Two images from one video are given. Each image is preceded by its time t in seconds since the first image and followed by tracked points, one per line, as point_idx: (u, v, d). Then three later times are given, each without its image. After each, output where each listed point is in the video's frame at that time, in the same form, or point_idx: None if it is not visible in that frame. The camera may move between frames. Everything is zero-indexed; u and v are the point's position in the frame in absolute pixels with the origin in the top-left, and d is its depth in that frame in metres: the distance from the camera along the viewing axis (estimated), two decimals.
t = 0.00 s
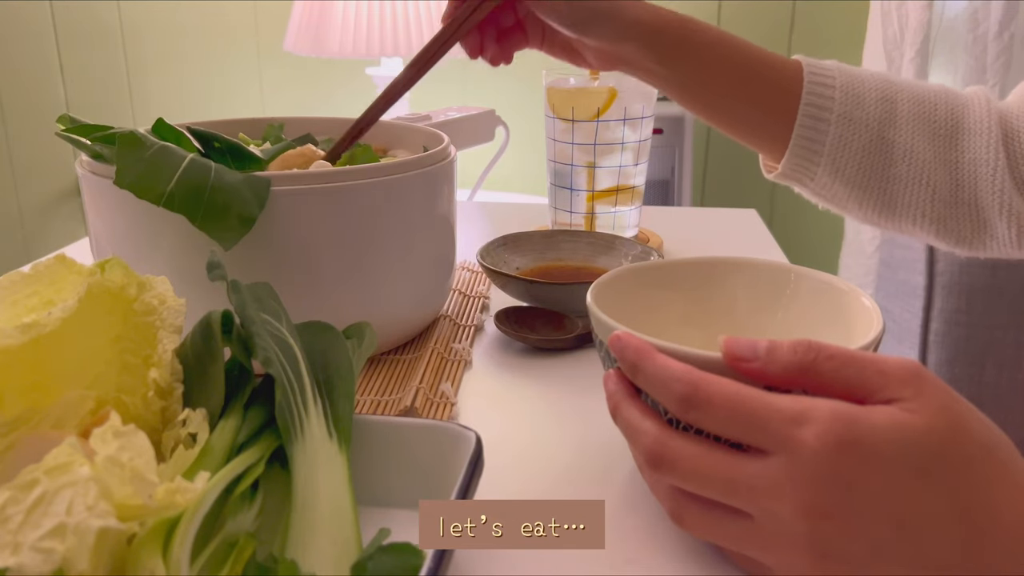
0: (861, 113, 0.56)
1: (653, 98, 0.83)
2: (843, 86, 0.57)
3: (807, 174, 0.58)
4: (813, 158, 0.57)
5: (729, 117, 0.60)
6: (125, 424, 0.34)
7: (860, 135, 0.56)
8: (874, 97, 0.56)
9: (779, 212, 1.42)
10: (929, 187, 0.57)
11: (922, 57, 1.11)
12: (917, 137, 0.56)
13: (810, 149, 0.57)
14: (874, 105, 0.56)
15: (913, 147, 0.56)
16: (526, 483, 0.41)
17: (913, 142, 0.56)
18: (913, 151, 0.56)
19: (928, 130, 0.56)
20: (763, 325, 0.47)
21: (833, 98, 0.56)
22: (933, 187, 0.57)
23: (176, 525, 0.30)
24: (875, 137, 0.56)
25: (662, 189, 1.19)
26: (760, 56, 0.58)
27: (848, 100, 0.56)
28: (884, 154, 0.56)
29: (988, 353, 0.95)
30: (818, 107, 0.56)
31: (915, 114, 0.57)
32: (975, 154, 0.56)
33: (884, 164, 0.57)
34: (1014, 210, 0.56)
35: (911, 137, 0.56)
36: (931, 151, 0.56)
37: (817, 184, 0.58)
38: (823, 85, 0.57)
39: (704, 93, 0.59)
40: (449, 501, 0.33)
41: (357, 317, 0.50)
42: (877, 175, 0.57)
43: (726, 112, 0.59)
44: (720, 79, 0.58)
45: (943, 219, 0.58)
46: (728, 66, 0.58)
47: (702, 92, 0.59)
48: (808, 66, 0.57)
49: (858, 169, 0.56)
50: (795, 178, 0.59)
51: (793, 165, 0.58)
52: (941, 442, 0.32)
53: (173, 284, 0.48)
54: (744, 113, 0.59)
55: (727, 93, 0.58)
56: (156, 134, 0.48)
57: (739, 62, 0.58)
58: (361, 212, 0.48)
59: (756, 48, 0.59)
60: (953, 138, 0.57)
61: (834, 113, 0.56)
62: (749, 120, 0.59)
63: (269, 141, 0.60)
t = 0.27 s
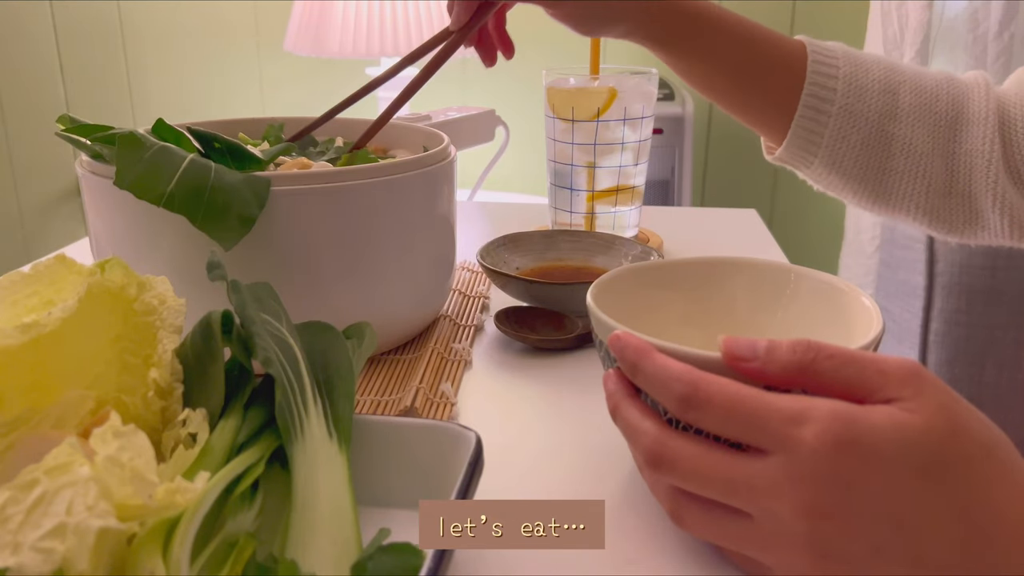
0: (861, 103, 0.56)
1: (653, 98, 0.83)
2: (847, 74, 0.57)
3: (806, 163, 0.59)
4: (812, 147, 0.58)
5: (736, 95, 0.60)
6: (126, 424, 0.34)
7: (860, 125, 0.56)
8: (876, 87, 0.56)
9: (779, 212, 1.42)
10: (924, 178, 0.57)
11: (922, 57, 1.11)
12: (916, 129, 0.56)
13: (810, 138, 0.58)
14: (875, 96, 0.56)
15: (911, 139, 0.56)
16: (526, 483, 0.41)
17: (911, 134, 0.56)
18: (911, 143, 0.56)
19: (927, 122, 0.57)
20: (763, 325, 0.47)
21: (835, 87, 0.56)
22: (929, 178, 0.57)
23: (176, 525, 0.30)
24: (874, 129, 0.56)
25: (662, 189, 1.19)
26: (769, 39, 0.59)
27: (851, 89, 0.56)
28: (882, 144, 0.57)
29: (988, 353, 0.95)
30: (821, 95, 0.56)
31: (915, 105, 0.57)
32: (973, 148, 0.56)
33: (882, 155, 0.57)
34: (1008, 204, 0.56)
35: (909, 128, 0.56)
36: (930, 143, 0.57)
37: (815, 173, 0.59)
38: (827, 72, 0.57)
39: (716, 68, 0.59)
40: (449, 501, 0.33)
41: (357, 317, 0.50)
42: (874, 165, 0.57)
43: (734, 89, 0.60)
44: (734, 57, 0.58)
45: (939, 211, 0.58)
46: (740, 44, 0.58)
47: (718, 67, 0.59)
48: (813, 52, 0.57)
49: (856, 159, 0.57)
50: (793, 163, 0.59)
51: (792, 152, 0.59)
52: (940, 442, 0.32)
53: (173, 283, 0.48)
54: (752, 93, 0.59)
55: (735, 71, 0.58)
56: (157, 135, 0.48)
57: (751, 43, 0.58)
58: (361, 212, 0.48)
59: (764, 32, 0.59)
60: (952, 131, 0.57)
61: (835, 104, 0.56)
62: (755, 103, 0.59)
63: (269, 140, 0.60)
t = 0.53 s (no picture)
0: (860, 113, 0.56)
1: (653, 98, 0.83)
2: (845, 84, 0.56)
3: (807, 172, 0.58)
4: (812, 158, 0.58)
5: (735, 111, 0.59)
6: (125, 424, 0.34)
7: (859, 136, 0.56)
8: (875, 96, 0.56)
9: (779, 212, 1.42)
10: (925, 185, 0.57)
11: (922, 57, 1.11)
12: (916, 137, 0.56)
13: (810, 148, 0.57)
14: (873, 105, 0.56)
15: (911, 146, 0.56)
16: (526, 483, 0.41)
17: (911, 142, 0.56)
18: (911, 151, 0.56)
19: (928, 128, 0.56)
20: (764, 326, 0.47)
21: (833, 97, 0.56)
22: (929, 185, 0.57)
23: (176, 525, 0.30)
24: (874, 138, 0.56)
25: (662, 189, 1.19)
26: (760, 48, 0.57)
27: (849, 100, 0.56)
28: (882, 153, 0.57)
29: (988, 353, 0.94)
30: (819, 106, 0.56)
31: (915, 113, 0.56)
32: (973, 153, 0.56)
33: (882, 164, 0.57)
34: (1009, 207, 0.56)
35: (909, 136, 0.56)
36: (930, 149, 0.56)
37: (816, 182, 0.59)
38: (825, 83, 0.56)
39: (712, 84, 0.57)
40: (449, 501, 0.33)
41: (357, 317, 0.50)
42: (874, 173, 0.57)
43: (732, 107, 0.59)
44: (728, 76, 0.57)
45: (940, 215, 0.58)
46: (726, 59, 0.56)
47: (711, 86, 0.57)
48: (810, 62, 0.56)
49: (856, 169, 0.57)
50: (794, 173, 0.59)
51: (792, 164, 0.59)
52: (941, 442, 0.32)
53: (173, 284, 0.48)
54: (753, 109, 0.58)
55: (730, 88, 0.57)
56: (157, 136, 0.48)
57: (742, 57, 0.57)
58: (362, 212, 0.48)
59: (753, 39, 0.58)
60: (952, 135, 0.57)
61: (834, 114, 0.56)
62: (755, 113, 0.58)
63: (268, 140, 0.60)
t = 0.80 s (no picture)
0: (872, 60, 0.58)
1: (653, 98, 0.82)
2: (862, 29, 0.59)
3: (811, 115, 0.61)
4: (818, 99, 0.60)
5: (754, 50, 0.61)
6: (126, 424, 0.34)
7: (869, 80, 0.58)
8: (890, 45, 0.58)
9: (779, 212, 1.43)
10: (926, 142, 0.59)
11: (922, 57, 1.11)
12: (922, 91, 0.58)
13: (819, 89, 0.59)
14: (888, 53, 0.58)
15: (917, 101, 0.59)
16: (526, 483, 0.41)
17: (918, 95, 0.58)
18: (915, 106, 0.59)
19: (936, 85, 0.59)
20: (763, 326, 0.47)
21: (850, 40, 0.58)
22: (929, 143, 0.59)
23: (176, 525, 0.30)
24: (882, 85, 0.59)
25: (662, 189, 1.19)
26: None
27: (864, 44, 0.58)
28: (887, 103, 0.59)
29: (989, 353, 0.96)
30: (835, 48, 0.58)
31: (926, 68, 0.59)
32: (974, 119, 0.58)
33: (886, 114, 0.59)
34: (1005, 177, 0.58)
35: (917, 89, 0.58)
36: (935, 107, 0.59)
37: (819, 126, 0.60)
38: (843, 25, 0.59)
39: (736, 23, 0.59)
40: (449, 502, 0.33)
41: (357, 317, 0.50)
42: (877, 124, 0.59)
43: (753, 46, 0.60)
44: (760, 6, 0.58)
45: (935, 178, 0.60)
46: None
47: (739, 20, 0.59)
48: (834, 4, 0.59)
49: (860, 115, 0.59)
50: (798, 115, 0.61)
51: (798, 102, 0.60)
52: (940, 442, 0.32)
53: (173, 283, 0.48)
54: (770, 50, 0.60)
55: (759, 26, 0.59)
56: (157, 136, 0.48)
57: None
58: (361, 212, 0.48)
59: None
60: (956, 100, 0.59)
61: (848, 56, 0.58)
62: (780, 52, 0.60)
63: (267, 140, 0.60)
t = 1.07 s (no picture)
0: (846, 63, 0.58)
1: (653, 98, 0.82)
2: (830, 33, 0.59)
3: (790, 124, 0.61)
4: (796, 106, 0.60)
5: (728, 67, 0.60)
6: (126, 424, 0.34)
7: (844, 85, 0.59)
8: (860, 48, 0.59)
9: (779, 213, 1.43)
10: (909, 138, 0.60)
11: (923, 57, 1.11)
12: (900, 89, 0.59)
13: (794, 97, 0.60)
14: (859, 56, 0.59)
15: (896, 99, 0.59)
16: (527, 484, 0.41)
17: (896, 94, 0.59)
18: (894, 104, 0.59)
19: (911, 82, 0.59)
20: (763, 326, 0.47)
21: (819, 45, 0.58)
22: (913, 140, 0.60)
23: (176, 525, 0.30)
24: (858, 88, 0.59)
25: (662, 189, 1.19)
26: None
27: (835, 48, 0.58)
28: (866, 104, 0.59)
29: (988, 353, 0.96)
30: (806, 55, 0.58)
31: (899, 66, 0.59)
32: (956, 110, 0.59)
33: (865, 115, 0.60)
34: (993, 164, 0.59)
35: (894, 88, 0.59)
36: (914, 103, 0.59)
37: (799, 134, 0.61)
38: (810, 31, 0.59)
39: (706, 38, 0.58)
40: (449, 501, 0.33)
41: (357, 317, 0.50)
42: (857, 126, 0.60)
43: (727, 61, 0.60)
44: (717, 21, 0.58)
45: (923, 171, 0.61)
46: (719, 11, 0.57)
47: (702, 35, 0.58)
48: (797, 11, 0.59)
49: (840, 118, 0.60)
50: (777, 125, 0.62)
51: (776, 113, 0.61)
52: (941, 442, 0.32)
53: (173, 283, 0.48)
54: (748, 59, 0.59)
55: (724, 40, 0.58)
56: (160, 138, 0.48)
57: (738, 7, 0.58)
58: (362, 213, 0.48)
59: None
60: (935, 92, 0.59)
61: (820, 62, 0.58)
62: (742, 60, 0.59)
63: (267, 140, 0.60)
